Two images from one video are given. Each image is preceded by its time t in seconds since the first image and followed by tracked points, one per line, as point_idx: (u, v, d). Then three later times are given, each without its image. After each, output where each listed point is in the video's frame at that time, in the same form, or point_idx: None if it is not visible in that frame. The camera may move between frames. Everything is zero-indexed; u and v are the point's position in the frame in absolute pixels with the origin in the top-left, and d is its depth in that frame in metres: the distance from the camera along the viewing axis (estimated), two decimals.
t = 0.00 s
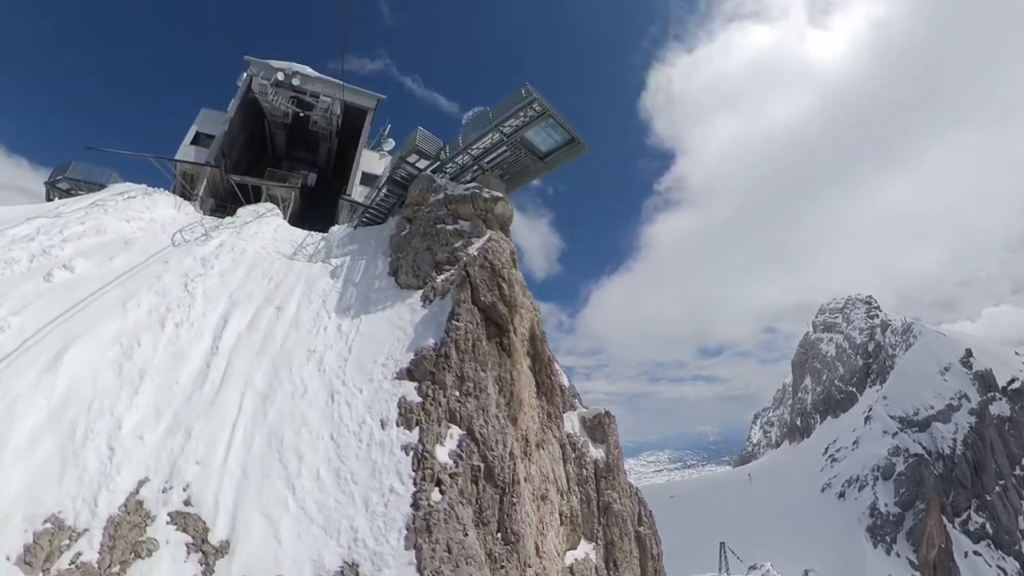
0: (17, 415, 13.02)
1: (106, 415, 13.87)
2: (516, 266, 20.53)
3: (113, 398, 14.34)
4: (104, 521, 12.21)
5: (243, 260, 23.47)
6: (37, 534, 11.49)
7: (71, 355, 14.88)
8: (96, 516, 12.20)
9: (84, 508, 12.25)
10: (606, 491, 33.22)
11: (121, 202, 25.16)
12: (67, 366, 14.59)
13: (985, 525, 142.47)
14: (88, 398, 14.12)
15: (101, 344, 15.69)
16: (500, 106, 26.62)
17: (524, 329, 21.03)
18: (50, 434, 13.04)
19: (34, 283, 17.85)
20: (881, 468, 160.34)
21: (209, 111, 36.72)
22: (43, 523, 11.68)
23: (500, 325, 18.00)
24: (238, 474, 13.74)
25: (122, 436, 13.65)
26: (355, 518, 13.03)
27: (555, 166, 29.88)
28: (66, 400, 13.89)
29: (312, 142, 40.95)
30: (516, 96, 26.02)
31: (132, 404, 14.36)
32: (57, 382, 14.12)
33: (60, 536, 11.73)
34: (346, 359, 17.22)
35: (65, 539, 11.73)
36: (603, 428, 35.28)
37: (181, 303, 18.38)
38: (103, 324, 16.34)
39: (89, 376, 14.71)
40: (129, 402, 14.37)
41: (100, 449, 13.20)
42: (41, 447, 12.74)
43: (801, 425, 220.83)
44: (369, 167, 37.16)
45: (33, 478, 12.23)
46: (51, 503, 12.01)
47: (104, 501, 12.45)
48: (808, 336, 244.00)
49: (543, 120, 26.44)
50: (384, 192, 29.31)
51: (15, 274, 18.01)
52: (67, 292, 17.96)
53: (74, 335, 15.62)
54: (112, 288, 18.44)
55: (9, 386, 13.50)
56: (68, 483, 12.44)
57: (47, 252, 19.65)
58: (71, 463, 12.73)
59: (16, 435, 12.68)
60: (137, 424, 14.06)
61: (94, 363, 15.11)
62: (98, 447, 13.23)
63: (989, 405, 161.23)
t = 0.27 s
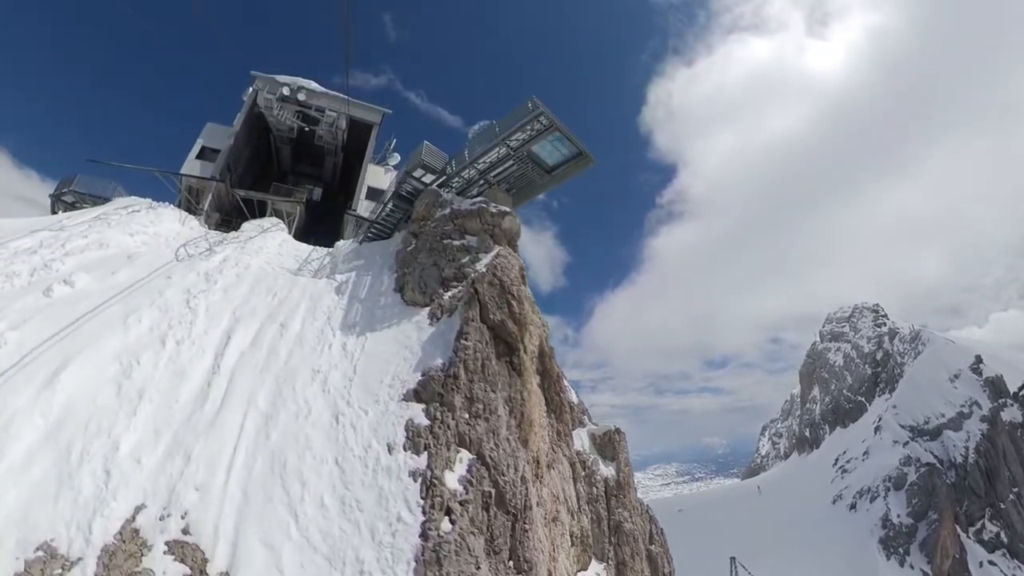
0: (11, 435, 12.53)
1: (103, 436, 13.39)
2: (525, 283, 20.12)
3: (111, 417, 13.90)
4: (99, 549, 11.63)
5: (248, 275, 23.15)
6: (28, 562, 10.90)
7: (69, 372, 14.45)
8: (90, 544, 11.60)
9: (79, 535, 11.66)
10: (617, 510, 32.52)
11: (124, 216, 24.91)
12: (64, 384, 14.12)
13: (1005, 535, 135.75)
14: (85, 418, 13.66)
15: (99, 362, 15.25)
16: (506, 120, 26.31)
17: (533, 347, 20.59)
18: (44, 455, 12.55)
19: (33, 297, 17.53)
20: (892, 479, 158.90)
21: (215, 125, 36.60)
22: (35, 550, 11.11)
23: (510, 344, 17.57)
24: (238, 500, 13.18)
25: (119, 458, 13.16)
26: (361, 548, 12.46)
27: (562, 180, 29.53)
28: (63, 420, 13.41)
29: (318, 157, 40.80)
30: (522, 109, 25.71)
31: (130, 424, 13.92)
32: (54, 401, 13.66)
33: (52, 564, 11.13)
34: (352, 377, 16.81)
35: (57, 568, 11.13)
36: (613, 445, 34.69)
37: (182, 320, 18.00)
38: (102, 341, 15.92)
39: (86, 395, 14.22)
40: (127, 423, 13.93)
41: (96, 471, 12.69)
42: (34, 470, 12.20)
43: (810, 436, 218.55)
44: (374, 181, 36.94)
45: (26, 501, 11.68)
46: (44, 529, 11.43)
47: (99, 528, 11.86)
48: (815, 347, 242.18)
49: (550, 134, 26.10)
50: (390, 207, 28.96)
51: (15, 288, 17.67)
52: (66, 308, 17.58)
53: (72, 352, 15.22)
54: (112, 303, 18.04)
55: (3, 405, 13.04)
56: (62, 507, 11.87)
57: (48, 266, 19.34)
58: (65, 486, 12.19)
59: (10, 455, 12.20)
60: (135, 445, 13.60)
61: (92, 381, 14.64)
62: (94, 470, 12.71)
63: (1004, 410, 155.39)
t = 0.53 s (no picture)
0: None
1: (93, 448, 12.89)
2: (528, 287, 19.66)
3: (100, 428, 13.41)
4: (87, 568, 11.11)
5: (244, 277, 22.66)
6: None
7: (57, 380, 13.93)
8: (79, 562, 11.08)
9: (67, 552, 11.13)
10: (618, 514, 32.12)
11: (119, 216, 24.42)
12: (52, 393, 13.60)
13: (1001, 535, 137.38)
14: (74, 428, 13.16)
15: (89, 369, 14.73)
16: (508, 119, 25.82)
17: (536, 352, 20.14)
18: (30, 469, 12.03)
19: (22, 301, 17.02)
20: (891, 480, 158.63)
21: (212, 124, 36.06)
22: (20, 570, 10.58)
23: (513, 350, 17.11)
24: (233, 515, 12.67)
25: (109, 471, 12.66)
26: (360, 565, 11.97)
27: (565, 180, 29.00)
28: (50, 431, 12.89)
29: (316, 156, 40.28)
30: (523, 108, 25.21)
31: (121, 435, 13.43)
32: (41, 411, 13.14)
33: None
34: (350, 383, 16.32)
35: None
36: (615, 449, 34.32)
37: (175, 324, 17.50)
38: (93, 347, 15.40)
39: (75, 405, 13.70)
40: (117, 434, 13.44)
41: (85, 485, 12.19)
42: (20, 484, 11.68)
43: (808, 437, 218.51)
44: (373, 181, 36.45)
45: (11, 518, 11.16)
46: (31, 546, 10.91)
47: (88, 546, 11.34)
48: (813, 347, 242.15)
49: (552, 133, 25.61)
50: (389, 208, 28.44)
51: (3, 292, 17.16)
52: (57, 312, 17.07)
53: (61, 359, 14.70)
54: (104, 306, 17.53)
55: None
56: (50, 523, 11.35)
57: (39, 268, 18.84)
58: (52, 502, 11.68)
59: None
60: (125, 457, 13.11)
61: (81, 389, 14.13)
62: (82, 484, 12.21)
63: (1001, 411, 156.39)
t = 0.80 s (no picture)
0: None
1: (78, 460, 12.41)
2: (528, 290, 19.24)
3: (87, 439, 12.92)
4: None
5: (237, 278, 22.17)
6: None
7: (42, 388, 13.44)
8: None
9: (51, 571, 10.64)
10: (617, 518, 31.75)
11: (110, 215, 23.90)
12: (36, 403, 13.11)
13: (994, 535, 138.72)
14: (59, 440, 12.67)
15: (76, 377, 14.23)
16: (507, 119, 25.35)
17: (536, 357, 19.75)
18: (13, 483, 11.54)
19: (8, 303, 16.50)
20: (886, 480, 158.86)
21: (206, 121, 35.50)
22: None
23: (513, 356, 16.73)
24: (225, 530, 12.17)
25: (96, 485, 12.17)
26: None
27: (564, 181, 28.54)
28: (34, 443, 12.40)
29: (312, 155, 39.78)
30: (524, 108, 24.74)
31: (108, 447, 12.95)
32: (25, 421, 12.65)
33: None
34: (346, 390, 15.88)
35: None
36: (613, 453, 34.11)
37: (166, 328, 17.02)
38: (80, 354, 14.91)
39: (60, 415, 13.21)
40: (104, 445, 12.96)
41: (70, 501, 11.70)
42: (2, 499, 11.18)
43: (803, 437, 218.87)
44: (370, 181, 35.97)
45: None
46: (13, 565, 10.41)
47: (74, 564, 10.85)
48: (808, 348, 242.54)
49: (552, 134, 25.15)
50: (385, 207, 27.97)
51: None
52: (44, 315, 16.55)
53: (47, 365, 14.20)
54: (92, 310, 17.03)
55: None
56: (33, 541, 10.86)
57: (26, 269, 18.31)
58: (36, 518, 11.19)
59: None
60: (113, 470, 12.63)
61: (67, 398, 13.64)
62: (68, 499, 11.73)
63: (994, 414, 158.48)
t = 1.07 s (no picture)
0: None
1: (65, 473, 11.92)
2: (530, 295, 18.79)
3: (74, 451, 12.43)
4: None
5: (231, 280, 21.66)
6: None
7: (27, 397, 12.93)
8: None
9: None
10: (616, 523, 31.35)
11: (102, 214, 23.35)
12: (21, 412, 12.61)
13: (988, 536, 138.46)
14: (45, 451, 12.17)
15: (63, 384, 13.72)
16: (508, 118, 24.84)
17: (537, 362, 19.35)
18: None
19: None
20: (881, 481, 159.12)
21: (201, 119, 34.91)
22: None
23: (514, 362, 16.31)
24: (219, 546, 11.66)
25: (84, 499, 11.68)
26: None
27: (566, 181, 27.98)
28: (19, 454, 11.90)
29: (309, 153, 39.19)
30: (525, 107, 24.23)
31: (96, 458, 12.46)
32: (9, 432, 12.14)
33: None
34: (343, 398, 15.41)
35: None
36: (612, 457, 33.64)
37: (157, 333, 16.52)
38: (67, 360, 14.39)
39: (46, 425, 12.70)
40: (92, 456, 12.46)
41: (56, 516, 11.21)
42: None
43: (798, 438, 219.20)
44: (366, 180, 35.45)
45: None
46: None
47: None
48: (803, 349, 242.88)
49: (554, 134, 24.64)
50: (383, 208, 27.48)
51: None
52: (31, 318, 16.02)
53: (32, 372, 13.68)
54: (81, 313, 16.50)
55: None
56: (18, 560, 10.35)
57: (13, 270, 17.75)
58: (21, 535, 10.68)
59: None
60: (101, 483, 12.14)
61: (54, 406, 13.13)
62: (54, 514, 11.23)
63: (989, 416, 158.74)
